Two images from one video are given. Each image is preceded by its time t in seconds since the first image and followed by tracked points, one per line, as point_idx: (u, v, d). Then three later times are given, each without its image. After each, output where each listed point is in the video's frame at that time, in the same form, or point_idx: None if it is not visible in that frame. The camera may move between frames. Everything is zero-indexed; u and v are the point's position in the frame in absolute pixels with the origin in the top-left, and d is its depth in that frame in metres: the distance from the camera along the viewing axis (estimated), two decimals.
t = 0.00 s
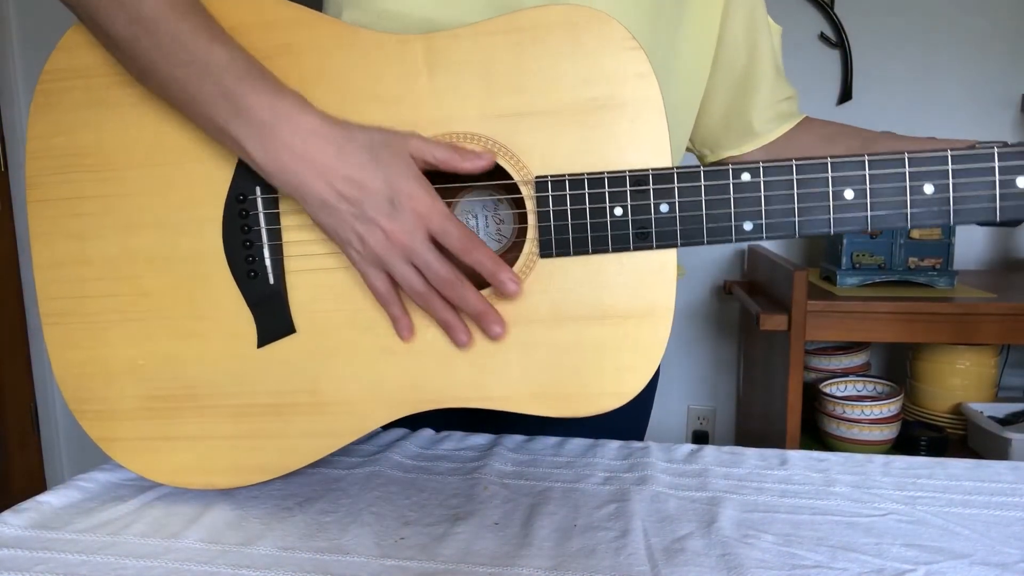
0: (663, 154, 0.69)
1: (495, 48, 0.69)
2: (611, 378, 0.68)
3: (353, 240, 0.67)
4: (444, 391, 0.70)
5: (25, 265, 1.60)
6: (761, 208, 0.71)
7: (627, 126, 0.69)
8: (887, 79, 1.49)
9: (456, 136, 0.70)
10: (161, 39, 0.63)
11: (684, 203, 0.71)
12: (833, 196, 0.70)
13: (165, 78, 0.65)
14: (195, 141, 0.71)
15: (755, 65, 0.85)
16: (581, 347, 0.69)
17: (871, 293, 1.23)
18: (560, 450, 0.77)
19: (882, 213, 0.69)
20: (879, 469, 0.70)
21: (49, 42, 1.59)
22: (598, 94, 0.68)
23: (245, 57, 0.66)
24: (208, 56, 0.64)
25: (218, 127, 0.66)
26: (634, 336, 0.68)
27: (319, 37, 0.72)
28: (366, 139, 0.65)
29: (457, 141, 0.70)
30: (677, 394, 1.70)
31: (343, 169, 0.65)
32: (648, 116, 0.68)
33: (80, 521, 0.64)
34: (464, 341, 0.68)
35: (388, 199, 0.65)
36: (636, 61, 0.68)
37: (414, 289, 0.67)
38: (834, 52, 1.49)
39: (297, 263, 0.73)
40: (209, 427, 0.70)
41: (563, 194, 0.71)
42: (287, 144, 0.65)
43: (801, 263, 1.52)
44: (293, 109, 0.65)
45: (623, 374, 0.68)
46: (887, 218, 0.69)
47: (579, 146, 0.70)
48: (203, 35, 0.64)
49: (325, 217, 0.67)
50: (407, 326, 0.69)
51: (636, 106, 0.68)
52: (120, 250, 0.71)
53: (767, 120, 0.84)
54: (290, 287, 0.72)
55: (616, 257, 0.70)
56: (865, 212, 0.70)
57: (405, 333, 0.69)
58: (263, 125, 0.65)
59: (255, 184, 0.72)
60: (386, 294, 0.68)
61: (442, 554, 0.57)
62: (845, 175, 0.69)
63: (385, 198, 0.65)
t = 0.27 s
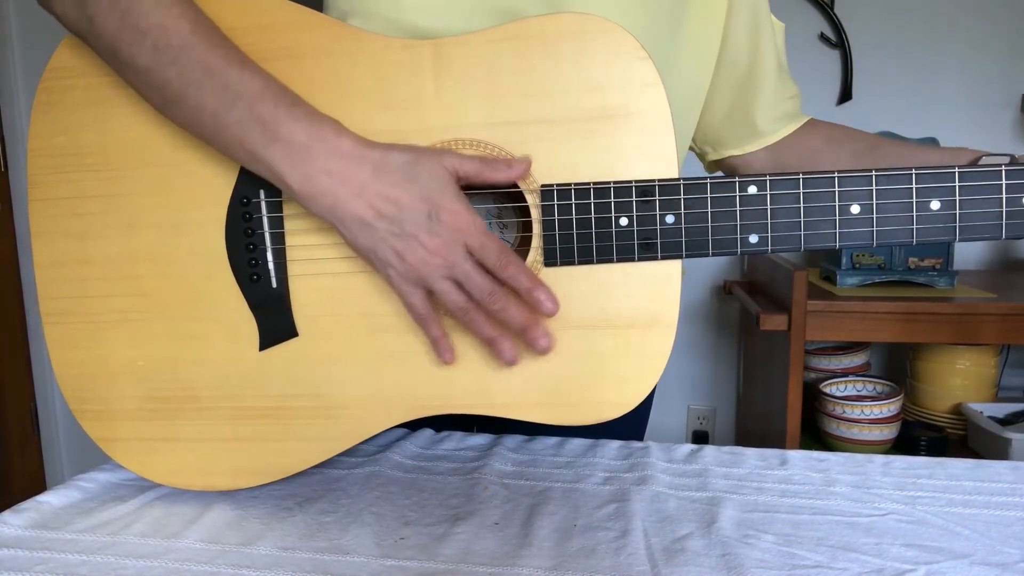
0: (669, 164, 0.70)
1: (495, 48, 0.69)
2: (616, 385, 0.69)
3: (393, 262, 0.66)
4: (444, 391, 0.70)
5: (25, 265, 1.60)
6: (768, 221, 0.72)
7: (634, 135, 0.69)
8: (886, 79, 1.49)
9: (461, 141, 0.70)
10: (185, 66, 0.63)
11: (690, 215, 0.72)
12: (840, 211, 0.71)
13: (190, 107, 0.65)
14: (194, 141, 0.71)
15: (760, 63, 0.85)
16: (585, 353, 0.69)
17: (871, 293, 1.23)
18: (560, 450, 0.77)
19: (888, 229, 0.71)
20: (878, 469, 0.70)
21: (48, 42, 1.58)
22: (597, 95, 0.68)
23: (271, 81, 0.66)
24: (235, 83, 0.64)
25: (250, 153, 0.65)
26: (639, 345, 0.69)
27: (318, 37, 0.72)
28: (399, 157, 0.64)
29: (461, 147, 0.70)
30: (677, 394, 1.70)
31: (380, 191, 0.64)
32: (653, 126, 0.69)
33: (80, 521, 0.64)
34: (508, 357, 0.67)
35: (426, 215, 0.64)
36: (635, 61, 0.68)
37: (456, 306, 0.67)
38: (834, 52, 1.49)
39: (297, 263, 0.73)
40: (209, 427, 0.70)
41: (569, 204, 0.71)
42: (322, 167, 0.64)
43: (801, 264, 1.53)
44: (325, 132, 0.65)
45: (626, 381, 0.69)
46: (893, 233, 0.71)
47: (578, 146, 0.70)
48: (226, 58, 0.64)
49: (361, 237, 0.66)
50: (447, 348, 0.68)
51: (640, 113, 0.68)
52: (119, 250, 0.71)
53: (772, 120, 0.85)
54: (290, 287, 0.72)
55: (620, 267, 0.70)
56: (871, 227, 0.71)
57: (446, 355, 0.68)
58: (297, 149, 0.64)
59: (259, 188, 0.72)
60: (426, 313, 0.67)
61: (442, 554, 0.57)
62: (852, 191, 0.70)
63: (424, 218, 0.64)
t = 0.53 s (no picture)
0: (670, 167, 0.69)
1: (493, 48, 0.69)
2: (617, 387, 0.69)
3: (393, 254, 0.67)
4: (444, 391, 0.70)
5: (25, 266, 1.60)
6: (769, 224, 0.72)
7: (634, 138, 0.69)
8: (886, 79, 1.49)
9: (463, 144, 0.70)
10: (184, 66, 0.63)
11: (691, 218, 0.72)
12: (840, 215, 0.71)
13: (191, 106, 0.65)
14: (193, 142, 0.71)
15: (757, 64, 0.85)
16: (586, 355, 0.69)
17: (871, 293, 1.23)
18: (560, 450, 0.77)
19: (888, 232, 0.71)
20: (878, 469, 0.70)
21: (47, 42, 1.58)
22: (596, 95, 0.68)
23: (271, 77, 0.65)
24: (235, 81, 0.64)
25: (251, 150, 0.66)
26: (640, 349, 0.69)
27: (316, 37, 0.72)
28: (401, 152, 0.65)
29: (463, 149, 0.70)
30: (677, 394, 1.70)
31: (382, 186, 0.65)
32: (653, 129, 0.68)
33: (80, 521, 0.64)
34: (502, 353, 0.68)
35: (428, 210, 0.65)
36: (635, 61, 0.68)
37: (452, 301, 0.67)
38: (834, 52, 1.49)
39: (296, 263, 0.73)
40: (209, 428, 0.70)
41: (570, 207, 0.71)
42: (324, 162, 0.65)
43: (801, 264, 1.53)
44: (327, 127, 0.65)
45: (627, 384, 0.69)
46: (893, 236, 0.71)
47: (578, 146, 0.70)
48: (224, 56, 0.64)
49: (360, 231, 0.67)
50: (441, 342, 0.69)
51: (640, 116, 0.68)
52: (119, 251, 0.71)
53: (770, 121, 0.85)
54: (290, 288, 0.72)
55: (621, 270, 0.71)
56: (871, 231, 0.71)
57: (439, 348, 0.69)
58: (299, 145, 0.64)
59: (259, 191, 0.72)
60: (423, 308, 0.68)
61: (443, 554, 0.57)
62: (853, 194, 0.71)
63: (426, 213, 0.65)
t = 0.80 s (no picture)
0: (671, 168, 0.69)
1: (492, 48, 0.69)
2: (617, 389, 0.69)
3: (394, 256, 0.67)
4: (444, 392, 0.70)
5: (25, 266, 1.60)
6: (770, 227, 0.72)
7: (634, 139, 0.69)
8: (886, 79, 1.49)
9: (465, 145, 0.70)
10: (183, 68, 0.63)
11: (692, 220, 0.72)
12: (841, 218, 0.71)
13: (190, 108, 0.65)
14: (192, 142, 0.71)
15: (755, 64, 0.84)
16: (586, 357, 0.69)
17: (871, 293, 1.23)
18: (560, 450, 0.77)
19: (889, 235, 0.71)
20: (879, 469, 0.70)
21: (45, 43, 1.58)
22: (595, 94, 0.68)
23: (269, 79, 0.65)
24: (234, 83, 0.64)
25: (251, 152, 0.66)
26: (641, 351, 0.69)
27: (314, 37, 0.72)
28: (401, 154, 0.65)
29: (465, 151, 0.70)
30: (677, 394, 1.70)
31: (382, 187, 0.65)
32: (654, 130, 0.68)
33: (80, 521, 0.64)
34: (504, 350, 0.68)
35: (429, 210, 0.65)
36: (634, 61, 0.68)
37: (453, 301, 0.68)
38: (834, 53, 1.49)
39: (296, 263, 0.73)
40: (209, 428, 0.70)
41: (571, 209, 0.71)
42: (324, 164, 0.65)
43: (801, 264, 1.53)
44: (326, 129, 0.65)
45: (628, 386, 0.69)
46: (894, 239, 0.71)
47: (577, 146, 0.70)
48: (222, 58, 0.64)
49: (360, 232, 0.67)
50: (441, 342, 0.69)
51: (640, 117, 0.68)
52: (119, 251, 0.71)
53: (768, 122, 0.85)
54: (290, 288, 0.72)
55: (622, 273, 0.71)
56: (872, 233, 0.71)
57: (439, 348, 0.69)
58: (299, 147, 0.64)
59: (258, 193, 0.72)
60: (423, 308, 0.68)
61: (443, 554, 0.57)
62: (853, 197, 0.71)
63: (426, 214, 0.65)
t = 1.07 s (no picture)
0: (669, 168, 0.69)
1: (491, 48, 0.69)
2: (614, 388, 0.69)
3: (386, 254, 0.67)
4: (444, 392, 0.70)
5: (24, 267, 1.60)
6: (768, 226, 0.72)
7: (633, 138, 0.69)
8: (886, 79, 1.49)
9: (464, 144, 0.70)
10: (173, 67, 0.63)
11: (690, 219, 0.72)
12: (839, 217, 0.71)
13: (181, 107, 0.65)
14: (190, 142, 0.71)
15: (755, 62, 0.84)
16: (584, 357, 0.69)
17: (871, 293, 1.23)
18: (560, 450, 0.77)
19: (888, 234, 0.71)
20: (878, 469, 0.70)
21: (45, 43, 1.58)
22: (593, 94, 0.68)
23: (261, 78, 0.65)
24: (225, 82, 0.64)
25: (243, 151, 0.66)
26: (640, 351, 0.68)
27: (313, 37, 0.72)
28: (392, 151, 0.65)
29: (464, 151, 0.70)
30: (677, 394, 1.70)
31: (374, 186, 0.65)
32: (651, 130, 0.68)
33: (80, 521, 0.64)
34: (498, 349, 0.68)
35: (421, 208, 0.65)
36: (633, 63, 0.68)
37: (447, 300, 0.68)
38: (834, 52, 1.49)
39: (295, 263, 0.73)
40: (208, 428, 0.70)
41: (569, 209, 0.71)
42: (316, 163, 0.65)
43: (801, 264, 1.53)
44: (318, 127, 0.65)
45: (627, 385, 0.69)
46: (894, 239, 0.71)
47: (576, 146, 0.70)
48: (213, 57, 0.64)
49: (353, 231, 0.67)
50: (435, 341, 0.69)
51: (639, 116, 0.68)
52: (118, 252, 0.71)
53: (769, 120, 0.85)
54: (290, 288, 0.72)
55: (619, 272, 0.71)
56: (871, 233, 0.71)
57: (433, 347, 0.69)
58: (291, 145, 0.64)
59: (256, 192, 0.72)
60: (417, 307, 0.68)
61: (443, 554, 0.57)
62: (852, 196, 0.71)
63: (419, 212, 0.65)
